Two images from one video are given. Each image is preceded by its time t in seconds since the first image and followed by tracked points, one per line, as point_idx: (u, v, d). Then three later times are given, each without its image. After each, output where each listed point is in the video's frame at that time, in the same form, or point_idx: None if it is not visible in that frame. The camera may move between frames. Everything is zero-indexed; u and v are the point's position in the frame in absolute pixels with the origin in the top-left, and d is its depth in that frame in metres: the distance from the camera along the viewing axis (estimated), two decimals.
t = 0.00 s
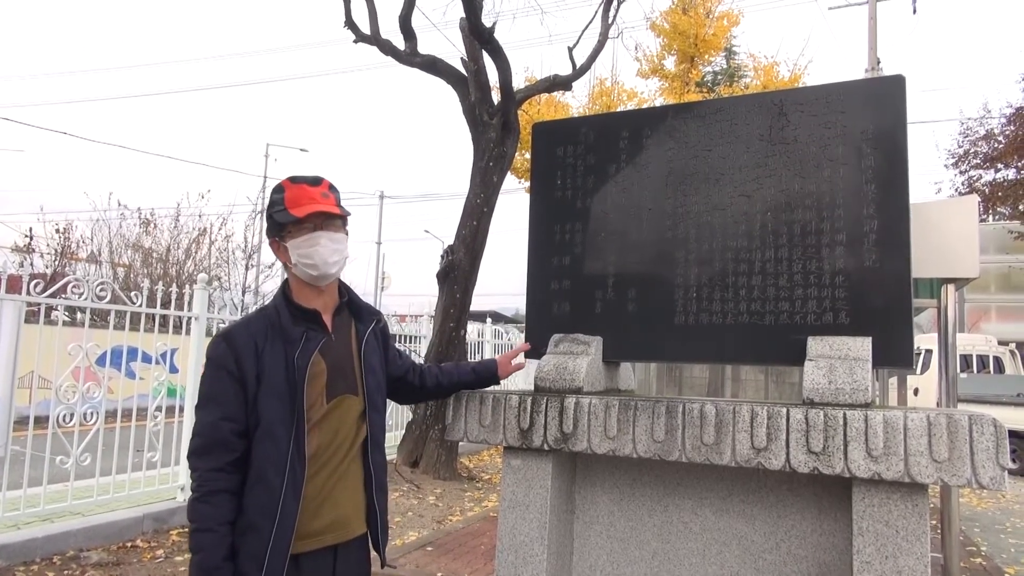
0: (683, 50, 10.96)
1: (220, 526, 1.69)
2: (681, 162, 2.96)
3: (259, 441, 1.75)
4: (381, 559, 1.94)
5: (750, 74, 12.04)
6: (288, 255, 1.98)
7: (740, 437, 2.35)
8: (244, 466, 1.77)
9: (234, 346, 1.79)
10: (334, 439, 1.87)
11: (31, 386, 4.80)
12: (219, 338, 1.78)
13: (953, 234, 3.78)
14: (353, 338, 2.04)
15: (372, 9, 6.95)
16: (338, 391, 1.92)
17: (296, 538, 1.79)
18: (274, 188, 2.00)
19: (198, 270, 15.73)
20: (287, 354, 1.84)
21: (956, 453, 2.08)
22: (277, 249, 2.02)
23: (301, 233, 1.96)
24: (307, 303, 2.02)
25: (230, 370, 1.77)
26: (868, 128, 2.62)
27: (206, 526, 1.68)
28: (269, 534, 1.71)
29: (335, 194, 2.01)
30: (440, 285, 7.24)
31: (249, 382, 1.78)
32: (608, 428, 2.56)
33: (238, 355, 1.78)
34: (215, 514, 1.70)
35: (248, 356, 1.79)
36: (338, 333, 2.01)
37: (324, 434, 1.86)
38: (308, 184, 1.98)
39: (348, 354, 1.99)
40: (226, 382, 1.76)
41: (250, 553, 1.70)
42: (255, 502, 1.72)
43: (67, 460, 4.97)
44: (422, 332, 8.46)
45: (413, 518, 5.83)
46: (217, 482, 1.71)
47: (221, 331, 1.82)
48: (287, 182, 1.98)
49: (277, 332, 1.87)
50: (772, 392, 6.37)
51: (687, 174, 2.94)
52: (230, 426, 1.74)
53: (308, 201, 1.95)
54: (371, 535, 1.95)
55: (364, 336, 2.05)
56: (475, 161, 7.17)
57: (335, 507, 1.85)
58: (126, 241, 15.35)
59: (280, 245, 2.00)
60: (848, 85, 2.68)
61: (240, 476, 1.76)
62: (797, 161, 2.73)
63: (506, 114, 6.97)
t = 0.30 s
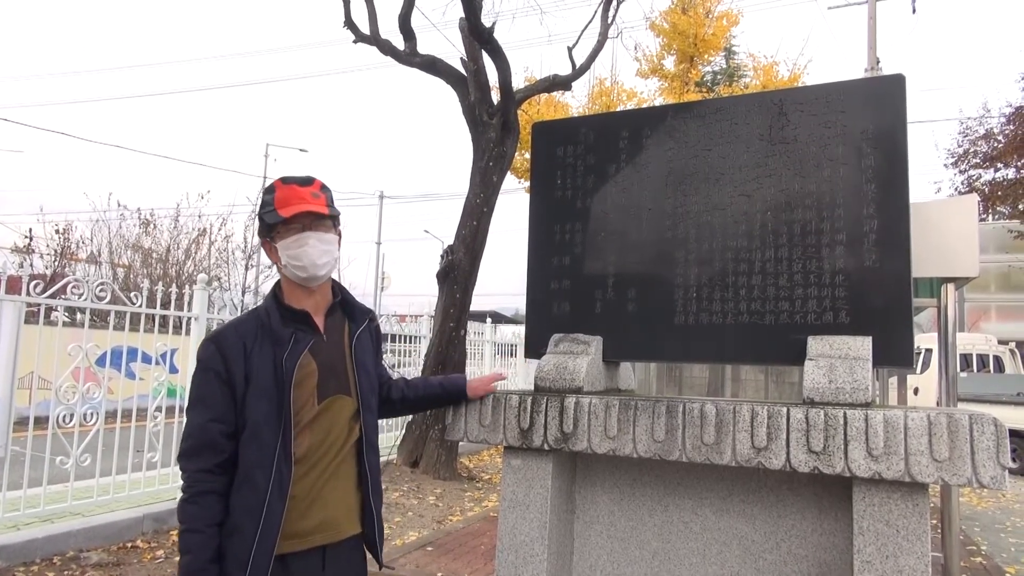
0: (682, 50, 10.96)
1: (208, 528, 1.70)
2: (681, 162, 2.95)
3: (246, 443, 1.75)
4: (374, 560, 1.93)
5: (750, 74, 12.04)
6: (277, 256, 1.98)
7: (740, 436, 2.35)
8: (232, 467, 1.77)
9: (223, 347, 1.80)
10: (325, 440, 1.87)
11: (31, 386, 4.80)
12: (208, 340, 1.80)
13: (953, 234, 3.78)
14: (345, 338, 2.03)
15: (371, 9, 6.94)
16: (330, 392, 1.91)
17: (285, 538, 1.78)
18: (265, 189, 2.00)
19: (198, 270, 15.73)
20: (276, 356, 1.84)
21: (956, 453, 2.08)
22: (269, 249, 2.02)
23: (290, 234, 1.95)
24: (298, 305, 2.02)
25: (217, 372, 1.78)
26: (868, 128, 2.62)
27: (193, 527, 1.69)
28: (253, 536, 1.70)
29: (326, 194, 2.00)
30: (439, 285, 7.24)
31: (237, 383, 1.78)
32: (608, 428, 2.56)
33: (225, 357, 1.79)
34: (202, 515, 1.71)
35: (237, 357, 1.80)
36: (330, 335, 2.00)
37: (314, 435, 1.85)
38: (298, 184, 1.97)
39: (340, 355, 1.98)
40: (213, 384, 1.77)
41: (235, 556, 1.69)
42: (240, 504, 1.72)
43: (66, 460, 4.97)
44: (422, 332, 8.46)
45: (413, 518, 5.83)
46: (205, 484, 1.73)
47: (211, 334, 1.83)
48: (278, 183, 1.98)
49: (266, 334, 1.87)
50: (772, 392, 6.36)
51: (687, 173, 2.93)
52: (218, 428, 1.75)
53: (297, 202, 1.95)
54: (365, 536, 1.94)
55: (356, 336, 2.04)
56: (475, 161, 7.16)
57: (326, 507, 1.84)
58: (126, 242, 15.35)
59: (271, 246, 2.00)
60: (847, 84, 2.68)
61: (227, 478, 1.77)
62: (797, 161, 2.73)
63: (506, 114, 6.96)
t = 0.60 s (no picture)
0: (682, 50, 10.96)
1: (191, 537, 1.72)
2: (681, 162, 2.95)
3: (232, 452, 1.76)
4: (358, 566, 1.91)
5: (750, 74, 12.04)
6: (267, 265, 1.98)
7: (741, 436, 2.35)
8: (220, 477, 1.79)
9: (212, 357, 1.82)
10: (317, 446, 1.86)
11: (32, 386, 4.81)
12: (199, 350, 1.83)
13: (953, 233, 3.77)
14: (337, 345, 2.03)
15: (371, 9, 6.94)
16: (321, 398, 1.91)
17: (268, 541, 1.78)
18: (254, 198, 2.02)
19: (198, 269, 15.73)
20: (265, 367, 1.84)
21: (957, 452, 2.08)
22: (259, 260, 2.02)
23: (280, 243, 1.96)
24: (289, 314, 2.02)
25: (206, 382, 1.80)
26: (869, 127, 2.62)
27: (177, 536, 1.71)
28: (236, 545, 1.71)
29: (314, 203, 2.01)
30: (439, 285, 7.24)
31: (226, 393, 1.80)
32: (608, 427, 2.56)
33: (215, 367, 1.81)
34: (186, 523, 1.73)
35: (226, 367, 1.82)
36: (322, 342, 2.00)
37: (305, 440, 1.85)
38: (286, 194, 1.98)
39: (332, 361, 1.98)
40: (202, 394, 1.79)
41: (217, 564, 1.71)
42: (224, 513, 1.73)
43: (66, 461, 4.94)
44: (422, 332, 8.46)
45: (413, 518, 5.83)
46: (191, 492, 1.74)
47: (202, 344, 1.85)
48: (266, 192, 1.99)
49: (256, 345, 1.88)
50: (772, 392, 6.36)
51: (688, 173, 2.93)
52: (205, 436, 1.77)
53: (285, 211, 1.96)
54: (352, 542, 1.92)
55: (348, 342, 2.04)
56: (475, 161, 7.16)
57: (312, 512, 1.83)
58: (126, 241, 15.35)
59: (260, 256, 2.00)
60: (848, 83, 2.68)
61: (214, 487, 1.79)
62: (799, 161, 2.72)
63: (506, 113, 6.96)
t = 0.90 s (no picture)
0: (682, 49, 10.96)
1: (180, 535, 1.73)
2: (681, 161, 2.95)
3: (221, 451, 1.76)
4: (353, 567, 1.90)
5: (750, 73, 12.04)
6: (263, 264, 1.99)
7: (742, 435, 2.35)
8: (210, 476, 1.80)
9: (206, 356, 1.84)
10: (309, 445, 1.86)
11: (35, 387, 4.81)
12: (193, 349, 1.85)
13: (954, 232, 3.77)
14: (332, 345, 2.02)
15: (371, 9, 6.94)
16: (315, 399, 1.90)
17: (257, 540, 1.78)
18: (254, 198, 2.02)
19: (199, 270, 15.73)
20: (256, 368, 1.84)
21: (959, 451, 2.07)
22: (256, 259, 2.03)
23: (277, 242, 1.97)
24: (284, 315, 2.03)
25: (198, 381, 1.81)
26: (869, 126, 2.62)
27: (167, 534, 1.73)
28: (221, 544, 1.72)
29: (313, 204, 2.02)
30: (440, 285, 7.24)
31: (216, 392, 1.81)
32: (609, 427, 2.55)
33: (207, 367, 1.82)
34: (176, 521, 1.74)
35: (217, 367, 1.83)
36: (316, 343, 2.00)
37: (296, 439, 1.84)
38: (286, 194, 1.98)
39: (326, 362, 1.97)
40: (194, 394, 1.80)
41: (202, 564, 1.71)
42: (210, 513, 1.74)
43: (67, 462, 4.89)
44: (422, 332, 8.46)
45: (414, 518, 5.83)
46: (183, 490, 1.76)
47: (196, 345, 1.86)
48: (265, 192, 1.99)
49: (249, 345, 1.88)
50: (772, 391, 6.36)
51: (687, 173, 2.93)
52: (196, 436, 1.78)
53: (284, 211, 1.96)
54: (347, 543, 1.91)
55: (343, 342, 2.03)
56: (475, 161, 7.16)
57: (303, 511, 1.82)
58: (126, 242, 15.36)
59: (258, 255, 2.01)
60: (848, 82, 2.68)
61: (203, 487, 1.79)
62: (798, 160, 2.72)
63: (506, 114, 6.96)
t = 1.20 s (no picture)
0: (682, 49, 10.95)
1: (177, 537, 1.73)
2: (681, 161, 2.95)
3: (218, 452, 1.76)
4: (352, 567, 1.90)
5: (750, 73, 12.05)
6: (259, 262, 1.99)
7: (743, 436, 2.35)
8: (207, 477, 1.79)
9: (201, 357, 1.83)
10: (307, 446, 1.86)
11: (36, 388, 4.79)
12: (188, 349, 1.84)
13: (955, 231, 3.76)
14: (328, 345, 2.03)
15: (372, 9, 6.94)
16: (312, 399, 1.90)
17: (256, 541, 1.77)
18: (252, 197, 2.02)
19: (200, 270, 15.73)
20: (252, 368, 1.84)
21: (960, 452, 2.07)
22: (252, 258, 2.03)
23: (274, 241, 1.97)
24: (280, 315, 2.03)
25: (194, 382, 1.81)
26: (870, 126, 2.61)
27: (165, 536, 1.72)
28: (220, 546, 1.72)
29: (312, 205, 2.02)
30: (441, 286, 7.24)
31: (213, 393, 1.81)
32: (611, 428, 2.55)
33: (203, 368, 1.82)
34: (173, 523, 1.74)
35: (213, 367, 1.83)
36: (312, 343, 2.00)
37: (294, 439, 1.85)
38: (285, 194, 1.98)
39: (323, 362, 1.97)
40: (190, 394, 1.80)
41: (201, 566, 1.71)
42: (208, 514, 1.74)
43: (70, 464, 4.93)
44: (423, 333, 8.46)
45: (415, 518, 5.83)
46: (181, 492, 1.76)
47: (191, 345, 1.86)
48: (264, 191, 1.99)
49: (245, 346, 1.88)
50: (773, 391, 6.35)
51: (688, 173, 2.93)
52: (194, 437, 1.78)
53: (282, 210, 1.96)
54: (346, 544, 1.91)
55: (339, 342, 2.03)
56: (476, 161, 7.16)
57: (301, 512, 1.82)
58: (127, 243, 15.37)
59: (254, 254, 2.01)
60: (849, 82, 2.67)
61: (201, 489, 1.79)
62: (799, 160, 2.72)
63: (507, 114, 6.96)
